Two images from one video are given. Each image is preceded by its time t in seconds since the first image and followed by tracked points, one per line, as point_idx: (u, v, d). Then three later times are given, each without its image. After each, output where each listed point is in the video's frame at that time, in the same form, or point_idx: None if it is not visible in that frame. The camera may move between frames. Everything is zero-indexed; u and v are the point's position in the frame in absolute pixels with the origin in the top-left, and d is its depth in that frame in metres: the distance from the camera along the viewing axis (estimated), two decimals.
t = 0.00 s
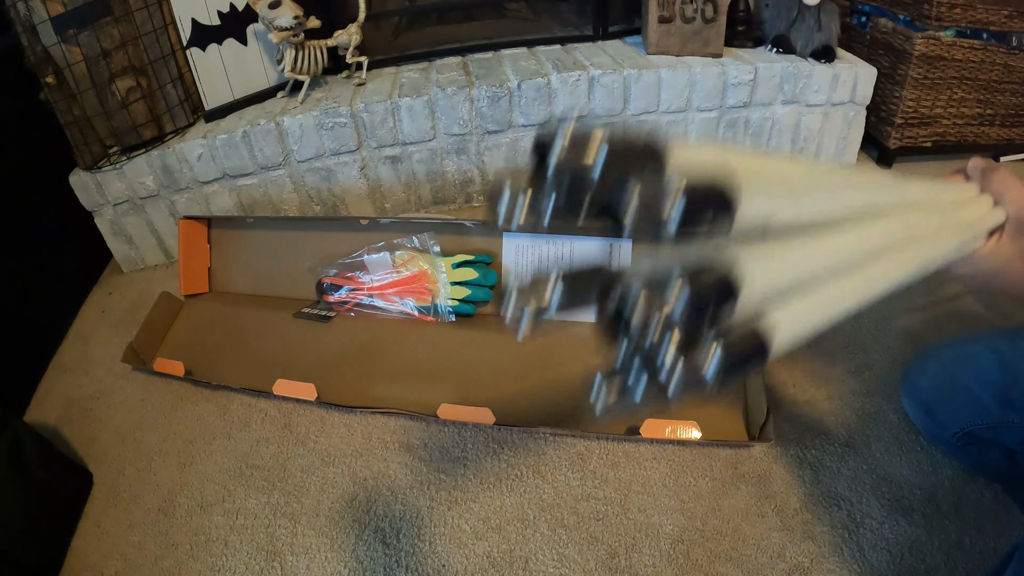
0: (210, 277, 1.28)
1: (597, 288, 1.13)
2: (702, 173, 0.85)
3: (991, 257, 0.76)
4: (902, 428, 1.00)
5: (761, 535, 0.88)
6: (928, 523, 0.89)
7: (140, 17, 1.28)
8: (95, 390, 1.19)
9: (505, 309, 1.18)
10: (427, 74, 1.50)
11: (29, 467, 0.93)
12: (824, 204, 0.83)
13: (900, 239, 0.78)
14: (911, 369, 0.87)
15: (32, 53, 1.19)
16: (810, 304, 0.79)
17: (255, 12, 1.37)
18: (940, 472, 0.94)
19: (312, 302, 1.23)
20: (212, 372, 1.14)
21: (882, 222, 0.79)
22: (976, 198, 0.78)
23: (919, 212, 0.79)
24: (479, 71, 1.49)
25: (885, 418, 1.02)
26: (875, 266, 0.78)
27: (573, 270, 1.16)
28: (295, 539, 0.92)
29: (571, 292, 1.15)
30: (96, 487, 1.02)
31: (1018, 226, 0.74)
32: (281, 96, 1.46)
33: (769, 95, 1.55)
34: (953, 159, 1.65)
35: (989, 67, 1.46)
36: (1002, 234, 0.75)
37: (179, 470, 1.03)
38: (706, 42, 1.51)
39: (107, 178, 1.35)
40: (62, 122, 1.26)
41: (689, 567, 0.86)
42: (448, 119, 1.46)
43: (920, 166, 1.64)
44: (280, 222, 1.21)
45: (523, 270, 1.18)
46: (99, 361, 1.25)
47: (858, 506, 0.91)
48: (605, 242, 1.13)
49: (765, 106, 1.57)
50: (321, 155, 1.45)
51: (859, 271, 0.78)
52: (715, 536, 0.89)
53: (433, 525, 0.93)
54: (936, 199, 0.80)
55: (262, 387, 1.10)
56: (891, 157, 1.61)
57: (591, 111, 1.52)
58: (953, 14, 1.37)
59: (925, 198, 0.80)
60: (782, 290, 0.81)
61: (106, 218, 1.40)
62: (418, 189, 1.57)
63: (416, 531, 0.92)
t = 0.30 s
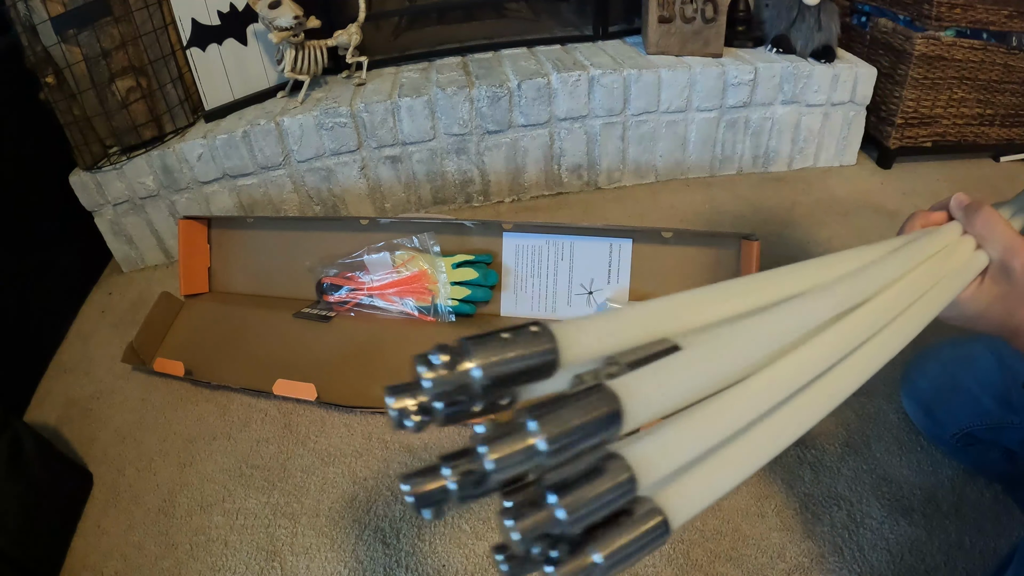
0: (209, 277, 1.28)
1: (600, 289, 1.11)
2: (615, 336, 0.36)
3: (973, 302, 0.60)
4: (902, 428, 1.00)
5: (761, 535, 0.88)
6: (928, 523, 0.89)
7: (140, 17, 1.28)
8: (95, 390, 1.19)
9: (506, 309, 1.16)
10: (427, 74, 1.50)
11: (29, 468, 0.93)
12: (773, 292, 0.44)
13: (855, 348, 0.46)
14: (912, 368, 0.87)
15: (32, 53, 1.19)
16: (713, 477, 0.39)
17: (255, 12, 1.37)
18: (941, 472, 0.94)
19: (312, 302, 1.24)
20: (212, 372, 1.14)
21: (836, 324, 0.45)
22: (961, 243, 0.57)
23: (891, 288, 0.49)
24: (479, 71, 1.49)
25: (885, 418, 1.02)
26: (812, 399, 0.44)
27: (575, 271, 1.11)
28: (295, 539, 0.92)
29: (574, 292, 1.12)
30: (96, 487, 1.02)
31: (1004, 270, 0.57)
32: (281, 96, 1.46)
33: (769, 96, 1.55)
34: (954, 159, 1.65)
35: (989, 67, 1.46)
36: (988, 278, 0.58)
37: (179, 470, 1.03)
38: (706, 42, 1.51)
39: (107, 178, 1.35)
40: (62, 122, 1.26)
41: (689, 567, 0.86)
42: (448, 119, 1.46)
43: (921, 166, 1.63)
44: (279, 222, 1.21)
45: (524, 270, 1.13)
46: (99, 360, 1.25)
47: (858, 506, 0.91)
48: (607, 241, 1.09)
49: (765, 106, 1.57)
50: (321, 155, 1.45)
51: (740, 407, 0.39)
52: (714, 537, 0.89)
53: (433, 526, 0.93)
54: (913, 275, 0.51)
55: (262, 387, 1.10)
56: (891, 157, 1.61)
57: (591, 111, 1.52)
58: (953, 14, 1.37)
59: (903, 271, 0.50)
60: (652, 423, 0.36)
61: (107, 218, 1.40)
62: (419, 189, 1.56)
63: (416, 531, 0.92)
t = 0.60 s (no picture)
0: (210, 277, 1.28)
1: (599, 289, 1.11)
2: (631, 219, 0.38)
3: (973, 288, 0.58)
4: (902, 428, 1.00)
5: (761, 535, 0.88)
6: (928, 523, 0.89)
7: (140, 17, 1.28)
8: (96, 390, 1.19)
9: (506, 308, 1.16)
10: (427, 74, 1.50)
11: (29, 468, 0.93)
12: (805, 218, 0.47)
13: (866, 289, 0.49)
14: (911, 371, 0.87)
15: (32, 53, 1.19)
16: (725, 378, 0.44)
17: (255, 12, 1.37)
18: (941, 472, 0.94)
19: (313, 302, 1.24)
20: (212, 372, 1.14)
21: (852, 261, 0.47)
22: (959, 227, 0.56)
23: (904, 243, 0.51)
24: (479, 71, 1.49)
25: (885, 418, 1.02)
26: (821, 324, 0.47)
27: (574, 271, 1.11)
28: (295, 539, 0.92)
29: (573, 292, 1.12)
30: (96, 487, 1.02)
31: (1001, 258, 0.56)
32: (281, 96, 1.45)
33: (769, 95, 1.55)
34: (954, 159, 1.65)
35: (989, 67, 1.46)
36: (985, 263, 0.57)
37: (179, 470, 1.03)
38: (706, 42, 1.51)
39: (107, 178, 1.35)
40: (62, 122, 1.26)
41: (689, 567, 0.86)
42: (448, 119, 1.46)
43: (921, 166, 1.63)
44: (279, 223, 1.22)
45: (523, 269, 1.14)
46: (100, 360, 1.25)
47: (858, 506, 0.91)
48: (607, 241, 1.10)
49: (765, 106, 1.57)
50: (321, 155, 1.45)
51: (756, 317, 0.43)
52: (714, 536, 0.89)
53: (433, 525, 0.93)
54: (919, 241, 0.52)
55: (262, 387, 1.10)
56: (891, 157, 1.61)
57: (591, 111, 1.52)
58: (952, 14, 1.38)
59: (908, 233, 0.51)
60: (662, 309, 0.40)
61: (107, 218, 1.40)
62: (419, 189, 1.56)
63: (416, 531, 0.92)
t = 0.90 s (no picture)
0: (210, 277, 1.28)
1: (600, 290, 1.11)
2: (687, 46, 0.47)
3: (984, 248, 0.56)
4: (902, 428, 1.00)
5: (761, 535, 0.88)
6: (928, 523, 0.89)
7: (140, 17, 1.28)
8: (95, 390, 1.19)
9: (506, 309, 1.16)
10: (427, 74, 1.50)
11: (29, 467, 0.93)
12: (845, 109, 0.54)
13: (891, 196, 0.51)
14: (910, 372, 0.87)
15: (32, 53, 1.19)
16: (762, 233, 0.50)
17: (254, 12, 1.36)
18: (941, 472, 0.94)
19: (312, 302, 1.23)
20: (212, 372, 1.14)
21: (876, 159, 0.52)
22: (974, 179, 0.55)
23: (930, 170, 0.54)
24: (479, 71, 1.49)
25: (886, 418, 1.02)
26: (867, 211, 0.51)
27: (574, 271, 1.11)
28: (295, 539, 0.92)
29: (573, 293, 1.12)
30: (96, 487, 1.02)
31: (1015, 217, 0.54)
32: (280, 97, 1.43)
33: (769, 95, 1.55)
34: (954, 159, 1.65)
35: (988, 67, 1.45)
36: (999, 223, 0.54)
37: (178, 470, 1.03)
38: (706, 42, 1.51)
39: (107, 178, 1.35)
40: (62, 122, 1.26)
41: (689, 567, 0.86)
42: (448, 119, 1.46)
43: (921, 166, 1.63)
44: (280, 223, 1.24)
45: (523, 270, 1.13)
46: (100, 360, 1.25)
47: (858, 506, 0.91)
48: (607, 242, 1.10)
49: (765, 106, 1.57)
50: (321, 155, 1.45)
51: (795, 173, 0.50)
52: (714, 536, 0.89)
53: (433, 526, 0.93)
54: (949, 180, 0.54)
55: (262, 387, 1.10)
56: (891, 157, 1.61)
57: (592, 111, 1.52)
58: (952, 14, 1.38)
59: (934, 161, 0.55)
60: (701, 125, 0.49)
61: (107, 218, 1.40)
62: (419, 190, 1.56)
63: (416, 531, 0.92)
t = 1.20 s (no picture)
0: (209, 277, 1.28)
1: (600, 289, 1.12)
2: None
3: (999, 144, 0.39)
4: (902, 428, 1.00)
5: (761, 535, 0.88)
6: (928, 523, 0.89)
7: (140, 17, 1.28)
8: (96, 390, 1.19)
9: (506, 309, 1.16)
10: (427, 74, 1.50)
11: (29, 467, 0.93)
12: None
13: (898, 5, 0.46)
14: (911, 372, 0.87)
15: (32, 53, 1.19)
16: None
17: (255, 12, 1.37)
18: (941, 472, 0.94)
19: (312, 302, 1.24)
20: (212, 372, 1.14)
21: None
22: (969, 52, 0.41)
23: None
24: (479, 71, 1.49)
25: (886, 418, 1.02)
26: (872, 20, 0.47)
27: (574, 271, 1.12)
28: (295, 539, 0.92)
29: (573, 292, 1.13)
30: (96, 487, 1.02)
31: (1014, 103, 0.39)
32: (281, 96, 1.46)
33: (769, 96, 1.55)
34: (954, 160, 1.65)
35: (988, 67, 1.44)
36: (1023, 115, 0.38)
37: (179, 470, 1.03)
38: (706, 42, 1.51)
39: (107, 178, 1.35)
40: (62, 122, 1.26)
41: (689, 567, 0.86)
42: (448, 119, 1.46)
43: (921, 167, 1.63)
44: (278, 224, 1.21)
45: (524, 270, 1.14)
46: (100, 360, 1.25)
47: (858, 506, 0.91)
48: (608, 241, 1.10)
49: (765, 107, 1.57)
50: (321, 155, 1.45)
51: None
52: (714, 536, 0.88)
53: (433, 526, 0.93)
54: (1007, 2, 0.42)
55: (262, 387, 1.10)
56: (891, 157, 1.61)
57: (591, 111, 1.52)
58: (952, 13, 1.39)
59: None
60: None
61: (106, 218, 1.40)
62: (419, 190, 1.56)
63: (416, 531, 0.92)
